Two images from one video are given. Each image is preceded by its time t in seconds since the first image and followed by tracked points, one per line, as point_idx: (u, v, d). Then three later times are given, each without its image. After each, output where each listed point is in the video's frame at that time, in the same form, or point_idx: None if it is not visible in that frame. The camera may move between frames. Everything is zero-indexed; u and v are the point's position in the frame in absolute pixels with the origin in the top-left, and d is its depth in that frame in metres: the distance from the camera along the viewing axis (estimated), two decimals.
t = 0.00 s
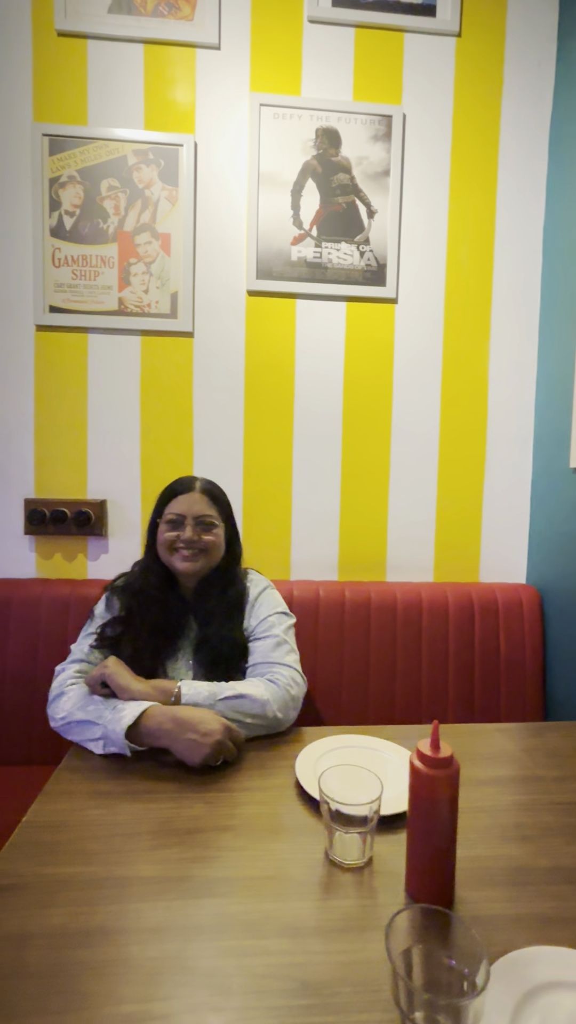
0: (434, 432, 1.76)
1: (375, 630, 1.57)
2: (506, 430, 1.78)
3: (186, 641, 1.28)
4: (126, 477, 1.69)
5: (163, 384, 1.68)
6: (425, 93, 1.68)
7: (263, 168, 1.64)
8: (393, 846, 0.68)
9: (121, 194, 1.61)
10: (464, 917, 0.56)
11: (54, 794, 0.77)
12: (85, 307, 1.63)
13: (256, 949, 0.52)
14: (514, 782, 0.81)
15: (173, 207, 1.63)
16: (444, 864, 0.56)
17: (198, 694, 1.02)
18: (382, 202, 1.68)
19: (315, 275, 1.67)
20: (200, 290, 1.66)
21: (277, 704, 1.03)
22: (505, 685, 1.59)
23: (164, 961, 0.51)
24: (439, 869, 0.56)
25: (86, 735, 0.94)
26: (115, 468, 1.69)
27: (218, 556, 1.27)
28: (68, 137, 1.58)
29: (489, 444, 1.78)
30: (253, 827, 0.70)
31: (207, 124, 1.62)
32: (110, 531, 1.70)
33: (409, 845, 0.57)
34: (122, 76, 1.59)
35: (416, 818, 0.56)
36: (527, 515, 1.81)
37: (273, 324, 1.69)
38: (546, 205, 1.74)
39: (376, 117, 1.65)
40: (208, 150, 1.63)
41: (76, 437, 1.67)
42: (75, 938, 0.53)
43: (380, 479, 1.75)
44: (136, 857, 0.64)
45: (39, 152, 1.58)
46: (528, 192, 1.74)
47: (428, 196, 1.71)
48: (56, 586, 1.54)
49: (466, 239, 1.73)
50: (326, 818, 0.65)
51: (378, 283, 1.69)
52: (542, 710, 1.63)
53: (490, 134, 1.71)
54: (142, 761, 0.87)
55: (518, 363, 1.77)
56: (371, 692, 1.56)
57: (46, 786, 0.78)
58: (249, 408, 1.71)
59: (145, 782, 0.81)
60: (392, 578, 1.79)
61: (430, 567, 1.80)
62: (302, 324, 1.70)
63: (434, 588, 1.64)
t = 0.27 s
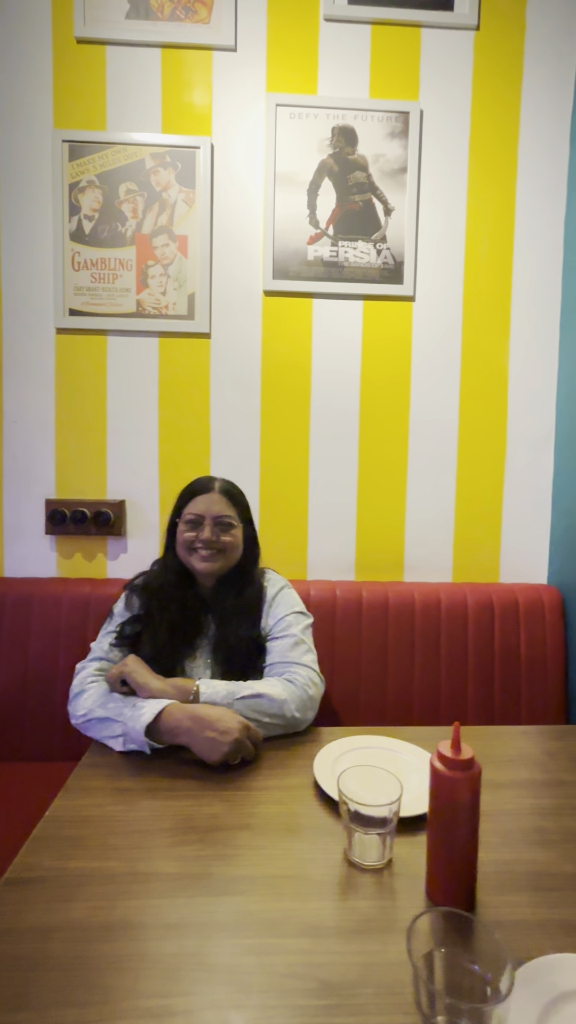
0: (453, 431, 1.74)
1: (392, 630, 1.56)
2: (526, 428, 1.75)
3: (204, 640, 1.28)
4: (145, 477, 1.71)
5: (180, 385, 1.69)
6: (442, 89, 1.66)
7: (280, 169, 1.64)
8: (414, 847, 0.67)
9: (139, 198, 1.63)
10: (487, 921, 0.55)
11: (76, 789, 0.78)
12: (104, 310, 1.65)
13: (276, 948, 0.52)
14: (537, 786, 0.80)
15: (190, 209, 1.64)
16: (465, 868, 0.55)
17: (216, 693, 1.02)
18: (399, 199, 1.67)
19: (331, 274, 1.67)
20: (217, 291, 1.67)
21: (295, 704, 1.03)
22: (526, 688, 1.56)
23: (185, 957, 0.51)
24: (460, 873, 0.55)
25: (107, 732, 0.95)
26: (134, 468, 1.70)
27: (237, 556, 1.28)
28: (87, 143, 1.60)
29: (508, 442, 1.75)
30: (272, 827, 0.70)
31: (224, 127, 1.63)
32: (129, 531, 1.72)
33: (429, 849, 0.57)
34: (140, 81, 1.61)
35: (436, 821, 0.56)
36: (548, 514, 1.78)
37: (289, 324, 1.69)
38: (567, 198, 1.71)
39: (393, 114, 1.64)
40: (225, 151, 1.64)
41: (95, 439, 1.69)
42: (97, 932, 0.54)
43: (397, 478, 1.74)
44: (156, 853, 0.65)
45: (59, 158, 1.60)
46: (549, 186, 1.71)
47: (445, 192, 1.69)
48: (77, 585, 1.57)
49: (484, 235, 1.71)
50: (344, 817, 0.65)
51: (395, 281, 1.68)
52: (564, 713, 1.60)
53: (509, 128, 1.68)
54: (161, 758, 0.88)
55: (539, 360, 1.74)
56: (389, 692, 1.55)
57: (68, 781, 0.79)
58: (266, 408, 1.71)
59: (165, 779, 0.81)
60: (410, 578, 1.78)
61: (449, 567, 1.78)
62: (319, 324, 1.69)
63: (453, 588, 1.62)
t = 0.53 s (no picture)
0: (470, 430, 1.72)
1: (409, 631, 1.55)
2: (545, 427, 1.72)
3: (220, 640, 1.28)
4: (161, 478, 1.72)
5: (196, 386, 1.70)
6: (458, 85, 1.65)
7: (294, 169, 1.64)
8: (432, 850, 0.67)
9: (155, 201, 1.65)
10: (507, 927, 0.54)
11: (95, 786, 0.79)
12: (121, 312, 1.66)
13: (294, 948, 0.52)
14: (558, 790, 0.78)
15: (205, 211, 1.65)
16: (485, 872, 0.55)
17: (233, 692, 1.03)
18: (414, 197, 1.65)
19: (346, 273, 1.66)
20: (232, 292, 1.68)
21: (311, 704, 1.03)
22: (545, 691, 1.54)
23: (203, 955, 0.52)
24: (481, 877, 0.55)
25: (125, 731, 0.96)
26: (150, 469, 1.72)
27: (253, 556, 1.28)
28: (104, 148, 1.62)
29: (526, 441, 1.73)
30: (289, 827, 0.70)
31: (238, 129, 1.64)
32: (145, 532, 1.74)
33: (449, 852, 0.56)
34: (156, 86, 1.62)
35: (456, 824, 0.55)
36: (568, 514, 1.75)
37: (304, 324, 1.69)
38: None
39: (408, 111, 1.63)
40: (239, 153, 1.65)
41: (112, 440, 1.71)
42: (116, 928, 0.54)
43: (413, 478, 1.73)
44: (174, 851, 0.65)
45: (77, 163, 1.62)
46: (568, 180, 1.68)
47: (461, 189, 1.67)
48: (94, 585, 1.58)
49: (501, 231, 1.69)
50: (361, 819, 0.65)
51: (411, 279, 1.67)
52: None
53: (526, 122, 1.66)
54: (178, 757, 0.88)
55: (558, 357, 1.71)
56: (405, 694, 1.53)
57: (87, 778, 0.80)
58: (281, 409, 1.71)
59: (182, 778, 0.82)
60: (426, 578, 1.76)
61: (466, 567, 1.76)
62: (334, 324, 1.69)
63: (470, 589, 1.60)
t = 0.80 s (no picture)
0: (488, 429, 1.70)
1: (426, 632, 1.54)
2: (565, 425, 1.69)
3: (237, 640, 1.29)
4: (178, 479, 1.74)
5: (212, 387, 1.71)
6: (476, 81, 1.63)
7: (310, 170, 1.64)
8: (452, 854, 0.66)
9: (171, 205, 1.66)
10: (530, 934, 0.53)
11: (114, 784, 0.80)
12: (138, 316, 1.68)
13: (312, 950, 0.52)
14: None
15: (221, 214, 1.66)
16: (506, 878, 0.54)
17: (250, 693, 1.03)
18: (431, 195, 1.64)
19: (362, 273, 1.65)
20: (247, 294, 1.68)
21: (328, 706, 1.02)
22: (567, 695, 1.51)
23: (222, 954, 0.52)
24: (501, 883, 0.54)
25: (143, 730, 0.97)
26: (167, 470, 1.73)
27: (270, 557, 1.28)
28: (122, 154, 1.64)
29: (546, 441, 1.70)
30: (307, 828, 0.70)
31: (254, 131, 1.64)
32: (163, 532, 1.75)
33: (469, 857, 0.55)
34: (172, 91, 1.64)
35: (476, 828, 0.55)
36: None
37: (320, 324, 1.68)
38: None
39: (424, 109, 1.62)
40: (255, 155, 1.65)
41: (130, 442, 1.73)
42: (136, 925, 0.55)
43: (431, 478, 1.71)
44: (193, 850, 0.66)
45: (95, 169, 1.65)
46: None
47: (478, 186, 1.66)
48: (113, 585, 1.60)
49: (520, 227, 1.66)
50: (380, 822, 0.64)
51: (427, 278, 1.66)
52: None
53: (545, 117, 1.63)
54: (196, 756, 0.89)
55: None
56: (422, 696, 1.52)
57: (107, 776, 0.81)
58: (297, 410, 1.71)
59: (200, 777, 0.82)
60: (444, 579, 1.75)
61: (484, 569, 1.74)
62: (349, 324, 1.68)
63: (489, 591, 1.58)
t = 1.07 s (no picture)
0: (509, 429, 1.67)
1: (446, 635, 1.52)
2: None
3: (256, 641, 1.29)
4: (196, 480, 1.74)
5: (230, 389, 1.71)
6: (496, 75, 1.60)
7: (327, 169, 1.63)
8: (475, 861, 0.65)
9: (189, 208, 1.67)
10: (556, 946, 0.52)
11: (135, 783, 0.81)
12: (157, 318, 1.70)
13: (334, 954, 0.52)
14: None
15: (238, 216, 1.66)
16: (530, 888, 0.53)
17: (268, 694, 1.03)
18: (449, 192, 1.62)
19: (380, 273, 1.64)
20: (265, 295, 1.69)
21: (347, 708, 1.01)
22: None
23: (243, 955, 0.52)
24: (526, 892, 0.53)
25: (163, 730, 0.97)
26: (186, 471, 1.74)
27: (288, 557, 1.28)
28: (140, 159, 1.66)
29: (569, 440, 1.67)
30: (327, 831, 0.70)
31: (271, 132, 1.65)
32: (181, 533, 1.76)
33: (493, 864, 0.55)
34: (190, 95, 1.65)
35: (500, 835, 0.54)
36: None
37: (337, 324, 1.68)
38: None
39: (442, 105, 1.60)
40: (272, 157, 1.65)
41: (149, 444, 1.75)
42: (157, 924, 0.55)
43: (450, 479, 1.69)
44: (213, 850, 0.66)
45: (114, 175, 1.67)
46: None
47: (498, 181, 1.63)
48: (133, 586, 1.62)
49: (541, 222, 1.63)
50: (401, 826, 0.64)
51: (446, 276, 1.64)
52: None
53: (567, 109, 1.60)
54: (215, 757, 0.89)
55: None
56: (442, 699, 1.50)
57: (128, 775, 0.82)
58: (314, 410, 1.70)
59: (219, 778, 0.82)
60: (464, 581, 1.72)
61: (506, 570, 1.71)
62: (367, 323, 1.67)
63: (510, 593, 1.56)
